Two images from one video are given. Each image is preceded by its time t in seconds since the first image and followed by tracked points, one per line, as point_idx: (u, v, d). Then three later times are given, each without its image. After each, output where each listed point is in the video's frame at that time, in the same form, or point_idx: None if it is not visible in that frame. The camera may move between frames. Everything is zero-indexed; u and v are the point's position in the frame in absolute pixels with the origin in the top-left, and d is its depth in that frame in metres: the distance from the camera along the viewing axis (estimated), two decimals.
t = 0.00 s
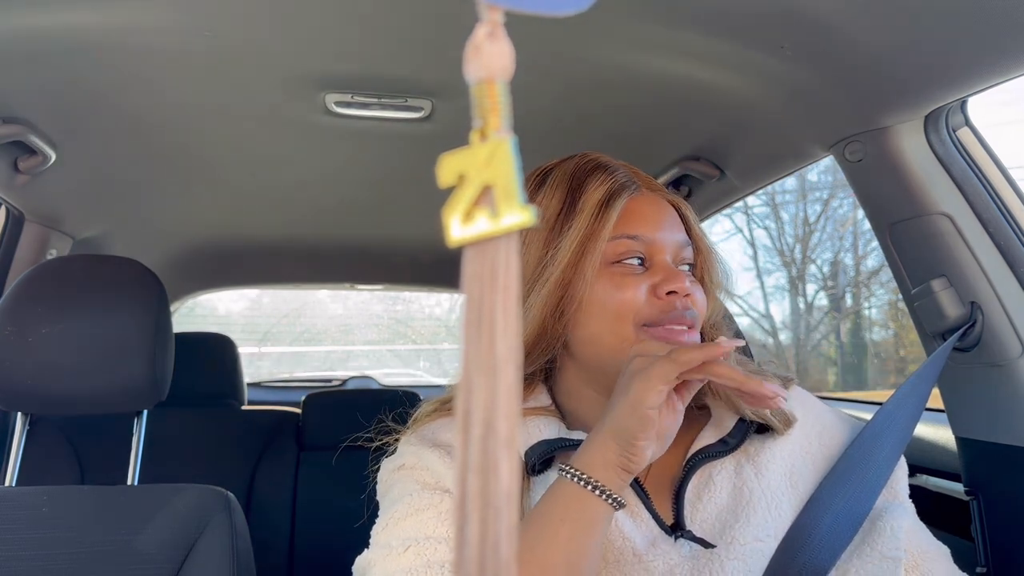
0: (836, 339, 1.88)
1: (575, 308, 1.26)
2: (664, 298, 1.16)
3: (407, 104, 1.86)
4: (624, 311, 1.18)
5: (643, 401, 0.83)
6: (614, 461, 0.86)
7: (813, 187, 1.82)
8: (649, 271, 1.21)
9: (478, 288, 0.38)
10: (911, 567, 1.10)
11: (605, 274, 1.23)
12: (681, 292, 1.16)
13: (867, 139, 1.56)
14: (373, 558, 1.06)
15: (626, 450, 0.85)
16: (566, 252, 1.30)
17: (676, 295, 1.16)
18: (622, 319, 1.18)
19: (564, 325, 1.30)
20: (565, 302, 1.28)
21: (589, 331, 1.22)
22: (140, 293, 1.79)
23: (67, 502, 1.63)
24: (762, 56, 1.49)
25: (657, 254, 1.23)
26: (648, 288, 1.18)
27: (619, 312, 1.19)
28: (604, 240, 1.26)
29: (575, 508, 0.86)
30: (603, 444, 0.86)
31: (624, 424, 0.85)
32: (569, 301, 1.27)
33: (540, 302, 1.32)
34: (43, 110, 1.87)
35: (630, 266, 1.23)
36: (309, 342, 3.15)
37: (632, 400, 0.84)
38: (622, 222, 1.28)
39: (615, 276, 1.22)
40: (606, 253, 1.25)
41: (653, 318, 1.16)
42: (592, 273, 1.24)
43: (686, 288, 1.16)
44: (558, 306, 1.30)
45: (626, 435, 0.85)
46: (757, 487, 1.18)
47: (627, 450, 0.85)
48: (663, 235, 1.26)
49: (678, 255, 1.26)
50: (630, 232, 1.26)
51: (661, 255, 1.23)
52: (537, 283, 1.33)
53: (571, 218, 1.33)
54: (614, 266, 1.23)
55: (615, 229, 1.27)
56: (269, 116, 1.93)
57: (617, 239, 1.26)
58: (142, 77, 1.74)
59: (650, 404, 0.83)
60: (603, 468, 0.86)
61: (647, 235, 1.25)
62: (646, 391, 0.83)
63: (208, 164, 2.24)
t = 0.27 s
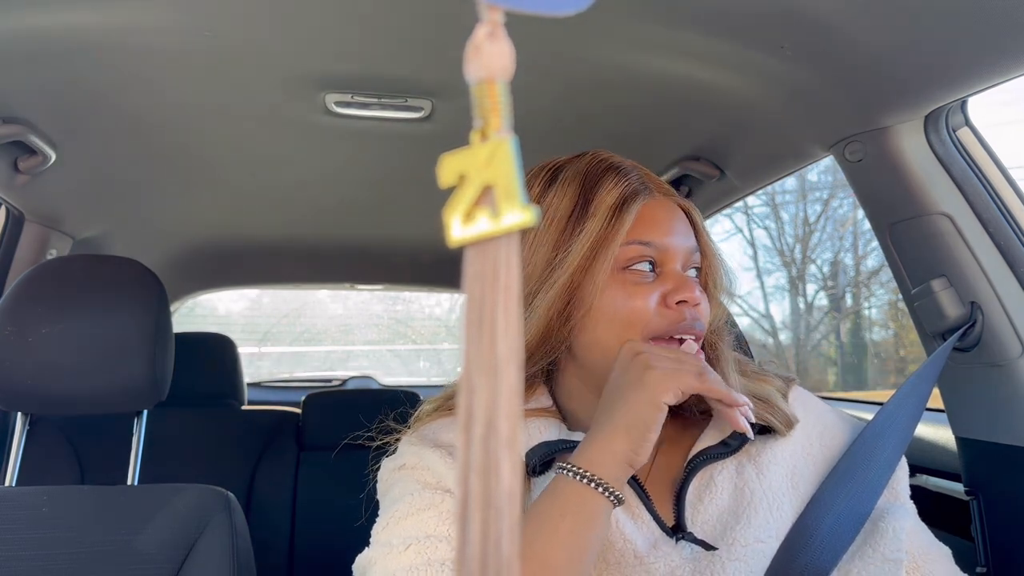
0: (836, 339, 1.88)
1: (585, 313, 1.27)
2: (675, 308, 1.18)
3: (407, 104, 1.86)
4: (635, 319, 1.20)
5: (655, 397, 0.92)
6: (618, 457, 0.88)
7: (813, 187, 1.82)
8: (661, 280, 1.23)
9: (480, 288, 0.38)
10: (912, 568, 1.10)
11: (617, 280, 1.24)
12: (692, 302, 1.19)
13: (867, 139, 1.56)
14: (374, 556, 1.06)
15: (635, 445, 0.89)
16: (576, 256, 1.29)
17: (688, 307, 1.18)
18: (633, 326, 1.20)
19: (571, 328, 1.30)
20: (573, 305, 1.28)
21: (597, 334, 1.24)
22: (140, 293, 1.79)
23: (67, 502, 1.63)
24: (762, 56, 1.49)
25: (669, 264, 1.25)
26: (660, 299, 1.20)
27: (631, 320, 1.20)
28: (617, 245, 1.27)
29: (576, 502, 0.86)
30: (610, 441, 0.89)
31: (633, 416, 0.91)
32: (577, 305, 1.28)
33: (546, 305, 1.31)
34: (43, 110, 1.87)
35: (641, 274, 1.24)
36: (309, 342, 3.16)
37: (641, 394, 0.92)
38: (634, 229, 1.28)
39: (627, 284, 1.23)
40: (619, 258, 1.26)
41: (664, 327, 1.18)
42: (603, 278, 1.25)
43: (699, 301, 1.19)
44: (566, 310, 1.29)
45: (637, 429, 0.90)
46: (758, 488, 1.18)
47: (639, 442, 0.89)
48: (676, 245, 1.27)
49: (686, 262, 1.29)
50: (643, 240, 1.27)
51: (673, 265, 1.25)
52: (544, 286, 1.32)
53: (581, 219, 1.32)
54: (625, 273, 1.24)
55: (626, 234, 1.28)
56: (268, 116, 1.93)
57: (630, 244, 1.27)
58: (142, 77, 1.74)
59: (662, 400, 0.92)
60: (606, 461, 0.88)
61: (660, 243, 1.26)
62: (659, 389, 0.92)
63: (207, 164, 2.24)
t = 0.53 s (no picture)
0: (836, 339, 1.88)
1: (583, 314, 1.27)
2: (671, 308, 1.17)
3: (407, 104, 1.86)
4: (631, 320, 1.19)
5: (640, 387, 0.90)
6: (609, 450, 0.88)
7: (813, 187, 1.82)
8: (657, 281, 1.22)
9: (478, 288, 0.38)
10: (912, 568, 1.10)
11: (614, 280, 1.23)
12: (689, 302, 1.17)
13: (867, 139, 1.56)
14: (374, 556, 1.06)
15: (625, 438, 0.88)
16: (574, 256, 1.29)
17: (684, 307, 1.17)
18: (629, 327, 1.20)
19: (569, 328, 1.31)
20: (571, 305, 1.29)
21: (593, 335, 1.24)
22: (140, 293, 1.79)
23: (67, 502, 1.63)
24: (762, 56, 1.49)
25: (666, 264, 1.24)
26: (656, 299, 1.19)
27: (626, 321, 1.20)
28: (614, 246, 1.26)
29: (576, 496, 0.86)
30: (601, 436, 0.88)
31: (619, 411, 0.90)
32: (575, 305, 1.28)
33: (545, 304, 1.32)
34: (43, 110, 1.87)
35: (637, 274, 1.23)
36: (309, 342, 3.16)
37: (627, 386, 0.91)
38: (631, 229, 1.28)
39: (624, 284, 1.22)
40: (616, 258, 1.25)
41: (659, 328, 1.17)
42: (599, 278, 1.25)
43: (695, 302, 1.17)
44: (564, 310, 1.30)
45: (624, 422, 0.89)
46: (759, 488, 1.18)
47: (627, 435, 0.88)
48: (674, 244, 1.26)
49: (686, 262, 1.27)
50: (640, 241, 1.26)
51: (670, 265, 1.24)
52: (542, 286, 1.33)
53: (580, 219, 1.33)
54: (622, 273, 1.24)
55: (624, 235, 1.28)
56: (268, 116, 1.93)
57: (627, 245, 1.26)
58: (142, 77, 1.74)
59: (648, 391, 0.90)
60: (598, 457, 0.87)
61: (657, 243, 1.25)
62: (644, 379, 0.90)
63: (207, 163, 2.24)
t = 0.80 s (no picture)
0: (836, 339, 1.88)
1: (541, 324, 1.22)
2: (609, 308, 1.08)
3: (407, 104, 1.86)
4: (570, 324, 1.12)
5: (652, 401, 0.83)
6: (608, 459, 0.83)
7: (813, 187, 1.82)
8: (598, 279, 1.13)
9: (478, 288, 0.38)
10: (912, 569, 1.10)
11: (553, 285, 1.16)
12: (627, 300, 1.08)
13: (867, 139, 1.56)
14: (374, 557, 1.06)
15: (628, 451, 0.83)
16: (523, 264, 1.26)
17: (620, 304, 1.08)
18: (570, 331, 1.12)
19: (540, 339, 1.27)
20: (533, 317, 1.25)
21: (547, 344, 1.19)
22: (140, 293, 1.79)
23: (67, 502, 1.63)
24: (762, 56, 1.49)
25: (608, 259, 1.16)
26: (592, 298, 1.11)
27: (564, 325, 1.12)
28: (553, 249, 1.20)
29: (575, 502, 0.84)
30: (603, 442, 0.84)
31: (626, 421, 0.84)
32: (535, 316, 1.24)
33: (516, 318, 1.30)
34: (43, 110, 1.87)
35: (576, 275, 1.15)
36: (309, 342, 3.16)
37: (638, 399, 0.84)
38: (569, 231, 1.23)
39: (561, 287, 1.15)
40: (553, 261, 1.18)
41: (597, 329, 1.09)
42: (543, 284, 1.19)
43: (633, 296, 1.08)
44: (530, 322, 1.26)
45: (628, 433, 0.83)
46: (759, 488, 1.18)
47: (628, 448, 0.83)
48: (613, 240, 1.18)
49: (637, 257, 1.18)
50: (576, 240, 1.19)
51: (612, 261, 1.16)
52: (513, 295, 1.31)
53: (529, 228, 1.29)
54: (562, 276, 1.16)
55: (563, 236, 1.22)
56: (268, 116, 1.93)
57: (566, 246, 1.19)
58: (141, 77, 1.74)
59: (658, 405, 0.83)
60: (602, 462, 0.83)
61: (594, 240, 1.18)
62: (654, 392, 0.84)
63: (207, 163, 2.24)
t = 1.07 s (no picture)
0: (836, 339, 1.88)
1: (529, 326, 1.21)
2: (594, 309, 1.06)
3: (407, 104, 1.86)
4: (556, 326, 1.10)
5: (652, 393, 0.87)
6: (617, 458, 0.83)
7: (813, 187, 1.82)
8: (584, 279, 1.11)
9: (479, 288, 0.38)
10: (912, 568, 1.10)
11: (540, 286, 1.14)
12: (613, 301, 1.06)
13: (867, 139, 1.56)
14: (372, 559, 1.06)
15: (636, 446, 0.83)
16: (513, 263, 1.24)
17: (605, 304, 1.06)
18: (556, 332, 1.11)
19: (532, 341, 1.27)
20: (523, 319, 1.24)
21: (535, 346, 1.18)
22: (140, 293, 1.79)
23: (67, 502, 1.63)
24: (762, 56, 1.49)
25: (595, 259, 1.12)
26: (579, 298, 1.08)
27: (550, 326, 1.11)
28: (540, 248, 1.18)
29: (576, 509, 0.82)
30: (611, 443, 0.84)
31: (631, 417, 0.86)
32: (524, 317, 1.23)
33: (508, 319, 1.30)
34: (43, 110, 1.87)
35: (564, 275, 1.12)
36: (309, 342, 3.16)
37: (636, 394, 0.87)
38: (559, 231, 1.22)
39: (547, 287, 1.13)
40: (540, 261, 1.16)
41: (583, 330, 1.08)
42: (531, 284, 1.16)
43: (618, 296, 1.06)
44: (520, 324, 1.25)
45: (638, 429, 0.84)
46: (757, 489, 1.18)
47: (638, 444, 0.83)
48: (602, 239, 1.16)
49: (624, 257, 1.15)
50: (563, 239, 1.16)
51: (599, 261, 1.12)
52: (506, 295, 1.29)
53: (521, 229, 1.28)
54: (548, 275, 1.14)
55: (552, 236, 1.21)
56: (268, 116, 1.93)
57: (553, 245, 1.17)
58: (141, 77, 1.74)
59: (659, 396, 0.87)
60: (609, 461, 0.83)
61: (582, 239, 1.15)
62: (656, 383, 0.87)
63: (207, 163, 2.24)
